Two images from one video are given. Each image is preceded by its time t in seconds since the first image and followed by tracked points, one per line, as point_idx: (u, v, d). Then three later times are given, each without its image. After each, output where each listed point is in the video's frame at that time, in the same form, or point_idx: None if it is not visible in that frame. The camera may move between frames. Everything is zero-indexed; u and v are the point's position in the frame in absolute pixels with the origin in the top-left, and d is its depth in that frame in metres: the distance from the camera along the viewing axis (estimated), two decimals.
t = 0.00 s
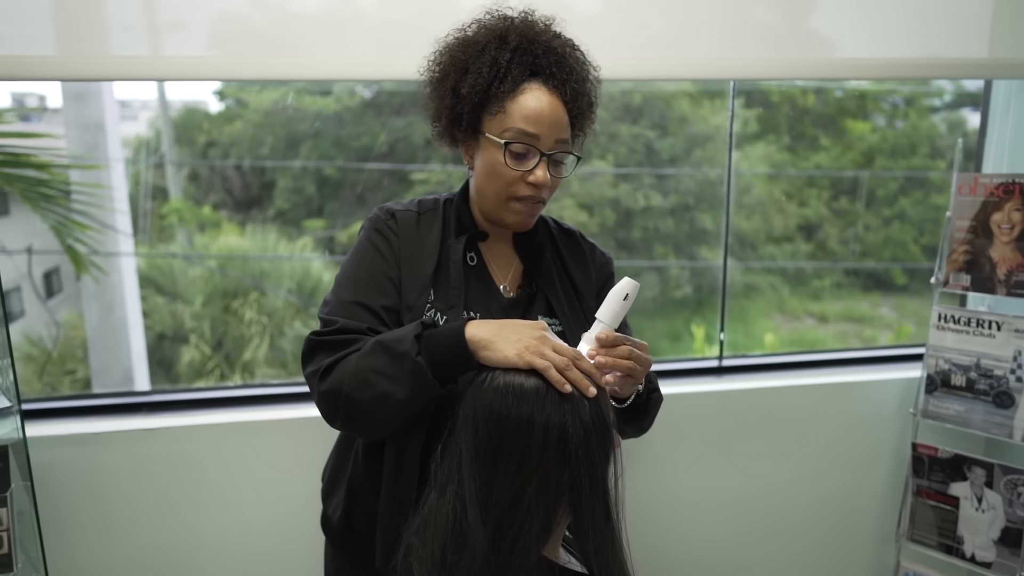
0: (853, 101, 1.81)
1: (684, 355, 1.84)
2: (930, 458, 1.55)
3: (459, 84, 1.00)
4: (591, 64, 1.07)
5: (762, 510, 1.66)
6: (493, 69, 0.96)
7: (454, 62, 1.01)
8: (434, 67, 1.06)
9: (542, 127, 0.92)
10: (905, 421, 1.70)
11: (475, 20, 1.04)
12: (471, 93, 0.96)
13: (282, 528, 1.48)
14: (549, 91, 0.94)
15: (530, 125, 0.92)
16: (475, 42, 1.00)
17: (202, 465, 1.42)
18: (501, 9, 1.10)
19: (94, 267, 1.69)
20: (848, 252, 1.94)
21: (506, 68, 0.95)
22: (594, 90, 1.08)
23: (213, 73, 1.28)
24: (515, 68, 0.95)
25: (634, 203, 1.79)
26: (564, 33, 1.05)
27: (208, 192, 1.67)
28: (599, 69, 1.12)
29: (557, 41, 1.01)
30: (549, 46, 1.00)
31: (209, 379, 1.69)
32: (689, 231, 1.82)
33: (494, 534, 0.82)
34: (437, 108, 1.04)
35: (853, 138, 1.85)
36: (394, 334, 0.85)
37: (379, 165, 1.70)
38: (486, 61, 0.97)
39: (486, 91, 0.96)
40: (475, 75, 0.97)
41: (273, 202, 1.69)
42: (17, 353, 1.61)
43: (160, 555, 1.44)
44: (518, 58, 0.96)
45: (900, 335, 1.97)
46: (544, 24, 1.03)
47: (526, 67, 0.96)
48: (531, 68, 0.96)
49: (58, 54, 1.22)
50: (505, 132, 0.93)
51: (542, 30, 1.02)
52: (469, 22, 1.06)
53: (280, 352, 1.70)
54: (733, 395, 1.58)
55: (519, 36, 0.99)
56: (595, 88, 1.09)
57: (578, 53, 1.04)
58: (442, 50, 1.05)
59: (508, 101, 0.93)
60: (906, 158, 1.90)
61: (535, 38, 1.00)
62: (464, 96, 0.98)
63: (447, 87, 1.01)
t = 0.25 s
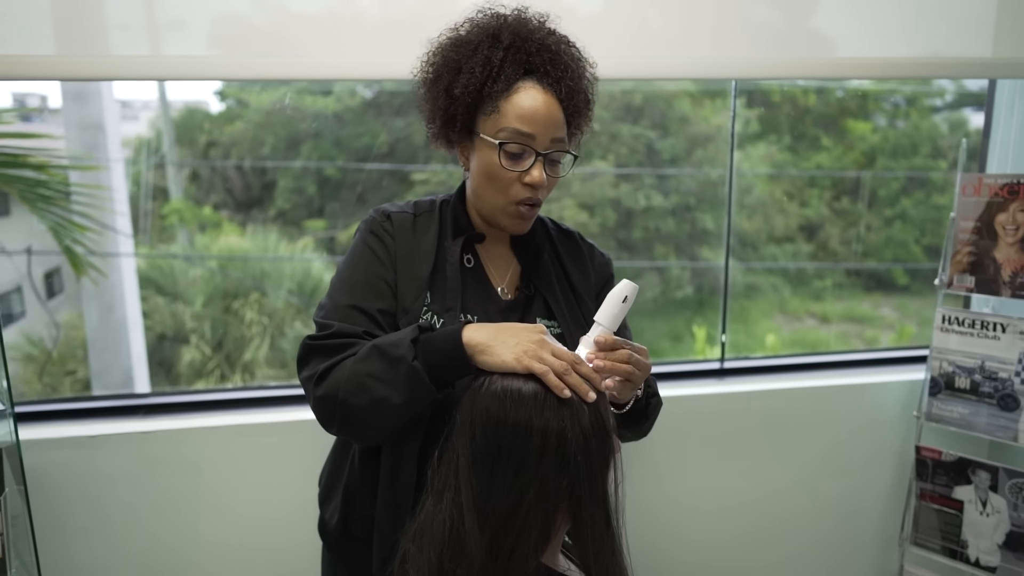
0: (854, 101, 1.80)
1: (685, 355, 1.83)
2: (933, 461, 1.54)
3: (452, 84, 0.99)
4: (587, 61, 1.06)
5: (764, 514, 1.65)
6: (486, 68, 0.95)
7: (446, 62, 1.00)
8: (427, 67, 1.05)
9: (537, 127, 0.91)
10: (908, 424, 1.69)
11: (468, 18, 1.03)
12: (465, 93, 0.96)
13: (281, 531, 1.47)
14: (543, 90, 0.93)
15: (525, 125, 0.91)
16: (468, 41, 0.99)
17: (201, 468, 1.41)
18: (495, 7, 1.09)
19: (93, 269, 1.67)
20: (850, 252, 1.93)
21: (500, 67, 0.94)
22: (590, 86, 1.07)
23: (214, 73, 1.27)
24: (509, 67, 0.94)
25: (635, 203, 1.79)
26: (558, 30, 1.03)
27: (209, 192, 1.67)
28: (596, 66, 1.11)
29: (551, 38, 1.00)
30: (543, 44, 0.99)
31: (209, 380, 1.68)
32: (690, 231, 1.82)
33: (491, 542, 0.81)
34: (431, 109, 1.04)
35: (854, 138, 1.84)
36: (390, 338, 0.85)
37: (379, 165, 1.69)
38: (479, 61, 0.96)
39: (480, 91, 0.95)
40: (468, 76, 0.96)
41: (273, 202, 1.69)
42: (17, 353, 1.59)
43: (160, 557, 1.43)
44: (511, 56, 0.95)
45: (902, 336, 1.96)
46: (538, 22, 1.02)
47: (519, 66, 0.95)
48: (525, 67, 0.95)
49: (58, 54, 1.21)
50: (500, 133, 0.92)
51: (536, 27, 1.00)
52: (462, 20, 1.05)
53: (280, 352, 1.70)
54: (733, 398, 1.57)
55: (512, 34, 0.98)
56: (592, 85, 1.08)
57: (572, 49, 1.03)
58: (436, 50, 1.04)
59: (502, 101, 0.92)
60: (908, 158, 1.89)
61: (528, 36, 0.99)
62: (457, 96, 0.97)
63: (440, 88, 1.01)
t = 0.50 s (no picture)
0: (855, 100, 1.79)
1: (685, 357, 1.82)
2: (934, 466, 1.53)
3: (445, 89, 0.99)
4: (583, 62, 1.05)
5: (763, 518, 1.65)
6: (479, 72, 0.95)
7: (440, 66, 1.00)
8: (420, 71, 1.05)
9: (532, 131, 0.90)
10: (909, 427, 1.68)
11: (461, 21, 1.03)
12: (458, 98, 0.95)
13: (280, 534, 1.46)
14: (538, 93, 0.92)
15: (519, 129, 0.90)
16: (461, 44, 0.99)
17: (200, 471, 1.41)
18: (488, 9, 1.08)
19: (91, 271, 1.67)
20: (851, 253, 1.92)
21: (493, 71, 0.94)
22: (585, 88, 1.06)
23: (215, 74, 1.26)
24: (502, 70, 0.93)
25: (636, 203, 1.78)
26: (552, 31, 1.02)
27: (209, 192, 1.66)
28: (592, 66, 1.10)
29: (545, 40, 0.99)
30: (537, 46, 0.98)
31: (209, 380, 1.68)
32: (691, 231, 1.81)
33: (488, 551, 0.81)
34: (425, 113, 1.03)
35: (855, 138, 1.84)
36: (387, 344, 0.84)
37: (379, 165, 1.68)
38: (472, 65, 0.95)
39: (473, 95, 0.95)
40: (461, 80, 0.96)
41: (273, 202, 1.68)
42: (17, 353, 1.59)
43: (160, 559, 1.43)
44: (504, 60, 0.95)
45: (904, 337, 1.96)
46: (532, 24, 1.01)
47: (513, 69, 0.94)
48: (519, 69, 0.94)
49: (59, 56, 1.20)
50: (495, 137, 0.92)
51: (529, 29, 1.00)
52: (455, 23, 1.05)
53: (280, 353, 1.69)
54: (733, 401, 1.57)
55: (506, 37, 0.97)
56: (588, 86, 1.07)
57: (567, 51, 1.02)
58: (429, 54, 1.03)
59: (496, 105, 0.92)
60: (908, 159, 1.88)
61: (522, 38, 0.98)
62: (451, 101, 0.97)
63: (433, 92, 1.00)
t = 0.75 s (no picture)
0: (857, 101, 1.78)
1: (686, 357, 1.82)
2: (934, 470, 1.53)
3: (433, 99, 1.00)
4: (571, 65, 1.05)
5: (763, 522, 1.65)
6: (465, 81, 0.95)
7: (427, 76, 1.01)
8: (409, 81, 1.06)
9: (520, 138, 0.90)
10: (909, 432, 1.69)
11: (449, 30, 1.03)
12: (446, 107, 0.96)
13: (280, 536, 1.47)
14: (524, 100, 0.92)
15: (507, 138, 0.90)
16: (448, 53, 0.99)
17: (200, 475, 1.41)
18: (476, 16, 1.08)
19: (92, 273, 1.67)
20: (852, 253, 1.92)
21: (479, 79, 0.94)
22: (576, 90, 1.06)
23: (215, 79, 1.27)
24: (488, 78, 0.94)
25: (636, 203, 1.78)
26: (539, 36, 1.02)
27: (210, 192, 1.66)
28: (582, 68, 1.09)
29: (532, 46, 0.99)
30: (523, 51, 0.98)
31: (210, 381, 1.68)
32: (691, 231, 1.81)
33: (487, 559, 0.81)
34: (415, 122, 1.05)
35: (857, 139, 1.83)
36: (387, 355, 0.86)
37: (380, 167, 1.68)
38: (458, 74, 0.96)
39: (460, 104, 0.95)
40: (448, 90, 0.97)
41: (274, 202, 1.69)
42: (18, 354, 1.60)
43: (161, 561, 1.43)
44: (490, 67, 0.95)
45: (904, 338, 1.96)
46: (518, 29, 1.01)
47: (499, 76, 0.94)
48: (505, 76, 0.95)
49: (60, 62, 1.21)
50: (483, 146, 0.92)
51: (515, 35, 1.00)
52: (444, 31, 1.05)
53: (281, 354, 1.69)
54: (733, 406, 1.57)
55: (492, 44, 0.98)
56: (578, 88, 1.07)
57: (555, 55, 1.02)
58: (417, 63, 1.04)
59: (483, 113, 0.92)
60: (909, 159, 1.88)
61: (508, 45, 0.98)
62: (439, 110, 0.98)
63: (422, 102, 1.01)
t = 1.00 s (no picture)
0: (857, 102, 1.77)
1: (686, 358, 1.82)
2: (935, 472, 1.53)
3: (414, 108, 1.00)
4: (552, 63, 1.05)
5: (764, 525, 1.65)
6: (445, 87, 0.96)
7: (407, 84, 1.01)
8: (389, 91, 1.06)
9: (503, 139, 0.91)
10: (910, 434, 1.69)
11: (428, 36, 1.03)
12: (428, 115, 0.97)
13: (281, 538, 1.47)
14: (505, 100, 0.92)
15: (491, 140, 0.91)
16: (426, 60, 1.00)
17: (202, 477, 1.41)
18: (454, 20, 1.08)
19: (93, 274, 1.68)
20: (853, 254, 1.92)
21: (459, 84, 0.95)
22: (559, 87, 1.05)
23: (215, 81, 1.27)
24: (468, 82, 0.94)
25: (636, 204, 1.79)
26: (517, 36, 1.02)
27: (211, 193, 1.67)
28: (564, 65, 1.09)
29: (510, 46, 0.99)
30: (501, 52, 0.98)
31: (211, 381, 1.68)
32: (691, 231, 1.81)
33: (488, 562, 0.81)
34: (398, 132, 1.05)
35: (857, 139, 1.83)
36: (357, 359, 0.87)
37: (380, 167, 1.68)
38: (438, 81, 0.96)
39: (442, 111, 0.96)
40: (428, 97, 0.97)
41: (275, 203, 1.69)
42: (18, 354, 1.60)
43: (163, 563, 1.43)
44: (469, 71, 0.95)
45: (904, 338, 1.96)
46: (496, 31, 1.01)
47: (479, 79, 0.95)
48: (485, 79, 0.95)
49: (60, 65, 1.21)
50: (467, 150, 0.92)
51: (493, 37, 1.00)
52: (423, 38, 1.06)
53: (281, 354, 1.69)
54: (732, 407, 1.57)
55: (470, 48, 0.98)
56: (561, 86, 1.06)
57: (534, 54, 1.02)
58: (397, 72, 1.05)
59: (466, 118, 0.93)
60: (910, 159, 1.88)
61: (486, 47, 0.98)
62: (421, 118, 0.98)
63: (404, 111, 1.02)
